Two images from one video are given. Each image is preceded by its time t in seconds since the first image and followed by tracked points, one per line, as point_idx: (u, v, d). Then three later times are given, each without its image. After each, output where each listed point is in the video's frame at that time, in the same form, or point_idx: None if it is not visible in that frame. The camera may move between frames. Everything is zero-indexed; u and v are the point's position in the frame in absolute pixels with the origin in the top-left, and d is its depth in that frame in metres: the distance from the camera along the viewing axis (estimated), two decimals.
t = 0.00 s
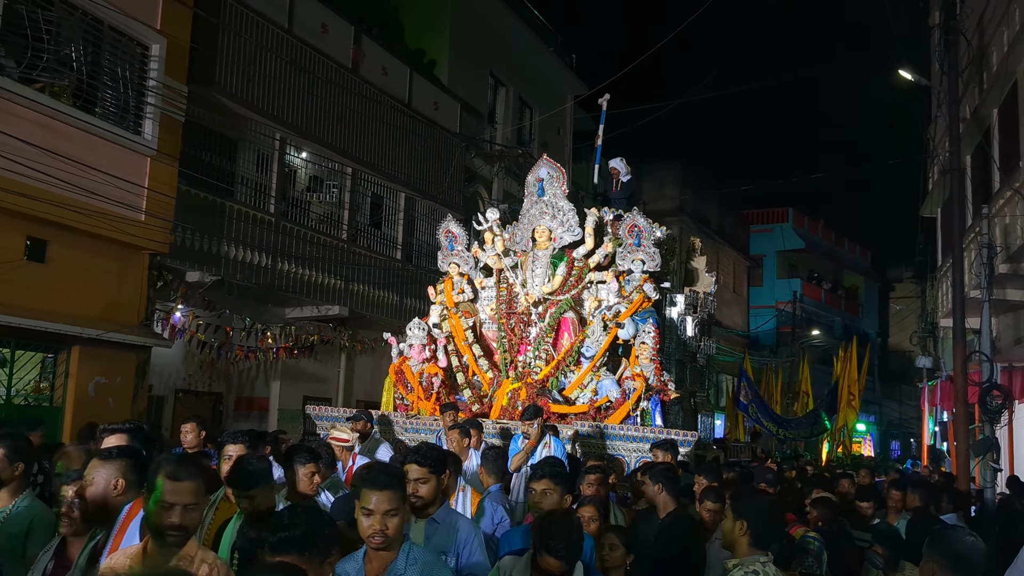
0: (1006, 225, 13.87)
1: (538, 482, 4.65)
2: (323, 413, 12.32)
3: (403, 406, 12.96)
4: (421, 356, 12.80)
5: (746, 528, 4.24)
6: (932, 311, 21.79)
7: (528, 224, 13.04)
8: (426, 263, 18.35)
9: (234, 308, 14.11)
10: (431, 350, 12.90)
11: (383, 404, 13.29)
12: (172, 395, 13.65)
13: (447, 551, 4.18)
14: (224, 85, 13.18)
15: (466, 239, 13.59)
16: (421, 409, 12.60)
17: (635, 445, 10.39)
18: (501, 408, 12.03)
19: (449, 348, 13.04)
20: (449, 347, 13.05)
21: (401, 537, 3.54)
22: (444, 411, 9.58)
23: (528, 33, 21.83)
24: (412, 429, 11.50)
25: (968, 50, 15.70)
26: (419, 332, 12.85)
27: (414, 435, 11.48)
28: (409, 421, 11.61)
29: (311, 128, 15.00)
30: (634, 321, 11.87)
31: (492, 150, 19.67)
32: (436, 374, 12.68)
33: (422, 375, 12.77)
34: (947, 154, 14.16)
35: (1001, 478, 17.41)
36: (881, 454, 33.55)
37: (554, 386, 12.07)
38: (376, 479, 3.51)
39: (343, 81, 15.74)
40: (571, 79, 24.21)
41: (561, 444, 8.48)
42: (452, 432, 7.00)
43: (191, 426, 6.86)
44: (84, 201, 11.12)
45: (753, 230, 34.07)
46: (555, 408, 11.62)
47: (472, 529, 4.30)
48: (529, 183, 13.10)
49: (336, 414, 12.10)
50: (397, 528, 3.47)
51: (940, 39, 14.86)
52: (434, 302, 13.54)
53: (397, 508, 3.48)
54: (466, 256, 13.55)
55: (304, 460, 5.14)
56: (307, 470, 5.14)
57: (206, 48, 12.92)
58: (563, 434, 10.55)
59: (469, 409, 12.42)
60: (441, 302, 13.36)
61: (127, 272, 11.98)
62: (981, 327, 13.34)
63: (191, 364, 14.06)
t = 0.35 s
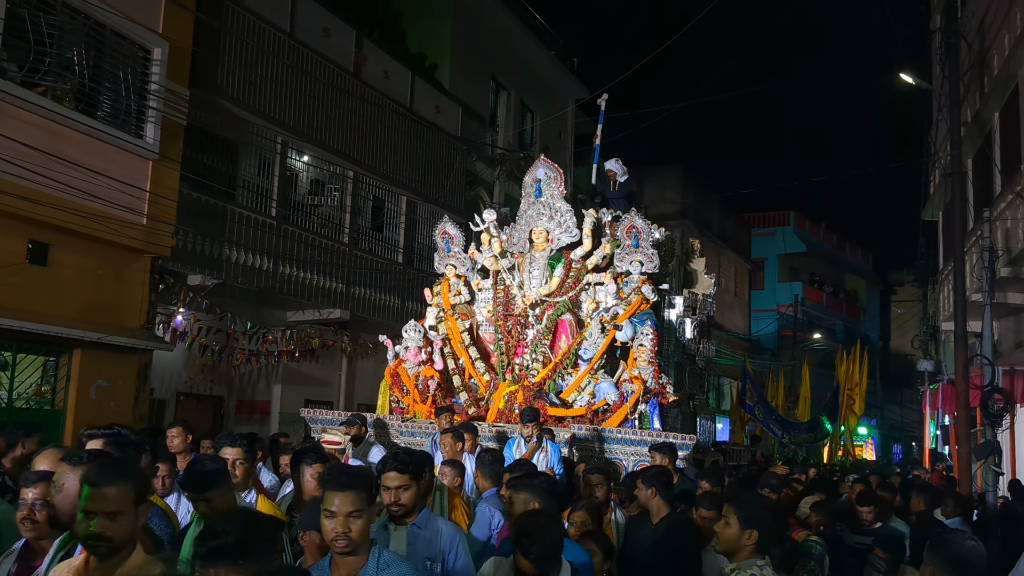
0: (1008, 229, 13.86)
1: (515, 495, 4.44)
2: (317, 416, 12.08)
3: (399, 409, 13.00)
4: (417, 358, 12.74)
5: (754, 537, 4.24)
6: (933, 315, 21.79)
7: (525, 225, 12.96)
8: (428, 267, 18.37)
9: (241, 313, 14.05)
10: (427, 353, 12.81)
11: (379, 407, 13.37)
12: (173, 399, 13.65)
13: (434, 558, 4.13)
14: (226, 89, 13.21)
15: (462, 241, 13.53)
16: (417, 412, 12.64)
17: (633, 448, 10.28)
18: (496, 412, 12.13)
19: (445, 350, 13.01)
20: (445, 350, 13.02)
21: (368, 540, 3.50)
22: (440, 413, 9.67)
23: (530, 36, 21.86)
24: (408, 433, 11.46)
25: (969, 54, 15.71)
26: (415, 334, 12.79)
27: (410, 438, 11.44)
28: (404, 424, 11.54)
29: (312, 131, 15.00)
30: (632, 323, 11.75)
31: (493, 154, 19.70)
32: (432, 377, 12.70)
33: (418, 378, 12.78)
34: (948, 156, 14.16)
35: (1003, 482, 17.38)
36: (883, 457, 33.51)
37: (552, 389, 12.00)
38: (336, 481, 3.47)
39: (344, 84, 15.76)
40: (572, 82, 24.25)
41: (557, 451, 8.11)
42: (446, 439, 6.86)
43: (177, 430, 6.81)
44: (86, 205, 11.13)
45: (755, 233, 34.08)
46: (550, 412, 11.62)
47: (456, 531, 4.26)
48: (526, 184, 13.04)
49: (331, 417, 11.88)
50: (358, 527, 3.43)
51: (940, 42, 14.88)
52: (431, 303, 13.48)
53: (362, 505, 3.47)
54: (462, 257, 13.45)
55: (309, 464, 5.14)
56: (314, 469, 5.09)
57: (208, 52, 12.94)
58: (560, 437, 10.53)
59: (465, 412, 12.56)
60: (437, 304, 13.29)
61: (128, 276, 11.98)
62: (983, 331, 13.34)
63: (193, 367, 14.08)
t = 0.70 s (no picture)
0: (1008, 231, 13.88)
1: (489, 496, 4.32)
2: (312, 417, 11.81)
3: (393, 410, 12.84)
4: (412, 359, 12.68)
5: (759, 539, 4.24)
6: (934, 316, 21.79)
7: (521, 225, 12.94)
8: (428, 268, 18.37)
9: (234, 314, 13.99)
10: (421, 354, 12.82)
11: (374, 407, 13.23)
12: (173, 400, 13.65)
13: (420, 567, 4.04)
14: (227, 91, 13.24)
15: (458, 241, 13.45)
16: (411, 412, 12.45)
17: (632, 449, 10.26)
18: (493, 413, 11.99)
19: (440, 351, 13.01)
20: (440, 350, 13.02)
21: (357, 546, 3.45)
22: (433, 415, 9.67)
23: (530, 38, 21.87)
24: (403, 433, 11.42)
25: (968, 56, 15.73)
26: (409, 335, 12.79)
27: (405, 439, 11.40)
28: (398, 426, 11.51)
29: (312, 132, 15.01)
30: (629, 323, 11.78)
31: (493, 156, 19.71)
32: (427, 377, 12.62)
33: (412, 379, 12.68)
34: (948, 158, 14.16)
35: (1004, 483, 17.38)
36: (883, 459, 33.50)
37: (548, 390, 12.00)
38: (332, 489, 3.45)
39: (345, 86, 15.77)
40: (572, 84, 24.27)
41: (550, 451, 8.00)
42: (439, 440, 6.87)
43: (169, 431, 6.81)
44: (85, 206, 11.13)
45: (754, 235, 34.08)
46: (548, 413, 11.46)
47: (448, 541, 4.16)
48: (522, 183, 13.04)
49: (326, 419, 11.66)
50: (335, 542, 3.37)
51: (940, 44, 14.90)
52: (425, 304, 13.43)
53: (347, 517, 3.39)
54: (457, 257, 13.44)
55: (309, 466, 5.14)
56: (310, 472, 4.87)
57: (208, 54, 12.95)
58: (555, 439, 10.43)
59: (461, 414, 12.49)
60: (433, 304, 13.27)
61: (127, 278, 11.98)
62: (983, 334, 13.32)
63: (192, 369, 14.06)
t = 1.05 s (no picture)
0: (1008, 231, 13.88)
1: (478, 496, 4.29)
2: (306, 416, 11.81)
3: (388, 410, 13.00)
4: (407, 359, 12.73)
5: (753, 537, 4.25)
6: (934, 317, 21.81)
7: (517, 223, 12.85)
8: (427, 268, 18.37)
9: (235, 315, 14.19)
10: (416, 353, 12.80)
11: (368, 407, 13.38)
12: (172, 401, 13.66)
13: (399, 567, 4.06)
14: (230, 93, 13.24)
15: (453, 239, 13.47)
16: (405, 413, 12.61)
17: (628, 449, 10.29)
18: (488, 413, 12.06)
19: (436, 350, 12.99)
20: (435, 349, 12.99)
21: (352, 547, 3.26)
22: (428, 416, 9.64)
23: (530, 39, 21.87)
24: (397, 434, 11.40)
25: (968, 57, 15.73)
26: (406, 334, 12.78)
27: (399, 440, 11.38)
28: (392, 426, 11.50)
29: (312, 132, 15.01)
30: (626, 322, 11.77)
31: (493, 156, 19.70)
32: (421, 377, 12.69)
33: (406, 378, 12.79)
34: (949, 158, 14.17)
35: (1003, 483, 17.40)
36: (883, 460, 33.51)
37: (543, 391, 11.90)
38: (321, 483, 3.30)
39: (344, 86, 15.76)
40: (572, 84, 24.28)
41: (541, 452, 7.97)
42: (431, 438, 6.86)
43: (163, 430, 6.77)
44: (84, 206, 11.12)
45: (754, 235, 34.09)
46: (543, 413, 11.53)
47: (423, 541, 4.19)
48: (518, 181, 12.93)
49: (321, 418, 11.67)
50: (326, 543, 3.21)
51: (940, 45, 14.89)
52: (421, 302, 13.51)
53: (336, 513, 3.24)
54: (452, 255, 13.43)
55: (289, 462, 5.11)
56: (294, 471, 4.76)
57: (207, 54, 12.94)
58: (551, 439, 10.43)
59: (456, 414, 12.37)
60: (428, 303, 13.34)
61: (127, 278, 11.97)
62: (984, 334, 13.31)
63: (192, 370, 14.11)
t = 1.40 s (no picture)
0: (1008, 231, 13.87)
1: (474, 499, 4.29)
2: (299, 417, 11.82)
3: (381, 410, 12.85)
4: (401, 358, 12.78)
5: (741, 535, 4.26)
6: (934, 317, 21.81)
7: (513, 220, 12.85)
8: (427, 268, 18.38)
9: (236, 314, 14.12)
10: (411, 353, 12.90)
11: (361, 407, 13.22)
12: (173, 400, 13.65)
13: (370, 566, 3.95)
14: (231, 93, 13.25)
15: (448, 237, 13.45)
16: (400, 412, 12.49)
17: (624, 449, 10.28)
18: (484, 413, 11.95)
19: (430, 348, 12.99)
20: (430, 348, 13.00)
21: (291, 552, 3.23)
22: (424, 417, 9.60)
23: (530, 39, 21.88)
24: (390, 434, 11.39)
25: (969, 57, 15.74)
26: (400, 333, 12.88)
27: (393, 440, 11.37)
28: (386, 426, 11.48)
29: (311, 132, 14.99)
30: (623, 320, 11.75)
31: (494, 156, 19.69)
32: (416, 376, 12.73)
33: (402, 377, 12.78)
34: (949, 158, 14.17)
35: (1004, 483, 17.39)
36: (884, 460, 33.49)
37: (539, 389, 11.89)
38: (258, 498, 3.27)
39: (344, 85, 15.75)
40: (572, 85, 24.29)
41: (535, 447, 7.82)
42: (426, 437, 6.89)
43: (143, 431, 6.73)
44: (83, 205, 11.12)
45: (755, 235, 34.10)
46: (538, 412, 11.42)
47: (392, 535, 4.09)
48: (514, 178, 12.91)
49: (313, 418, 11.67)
50: (258, 554, 3.17)
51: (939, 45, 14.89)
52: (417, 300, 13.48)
53: (261, 522, 3.19)
54: (448, 253, 13.41)
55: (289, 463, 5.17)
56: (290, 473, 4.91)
57: (208, 54, 12.93)
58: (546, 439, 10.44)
59: (452, 413, 12.40)
60: (423, 301, 13.32)
61: (127, 278, 11.97)
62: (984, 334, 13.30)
63: (192, 369, 14.09)
